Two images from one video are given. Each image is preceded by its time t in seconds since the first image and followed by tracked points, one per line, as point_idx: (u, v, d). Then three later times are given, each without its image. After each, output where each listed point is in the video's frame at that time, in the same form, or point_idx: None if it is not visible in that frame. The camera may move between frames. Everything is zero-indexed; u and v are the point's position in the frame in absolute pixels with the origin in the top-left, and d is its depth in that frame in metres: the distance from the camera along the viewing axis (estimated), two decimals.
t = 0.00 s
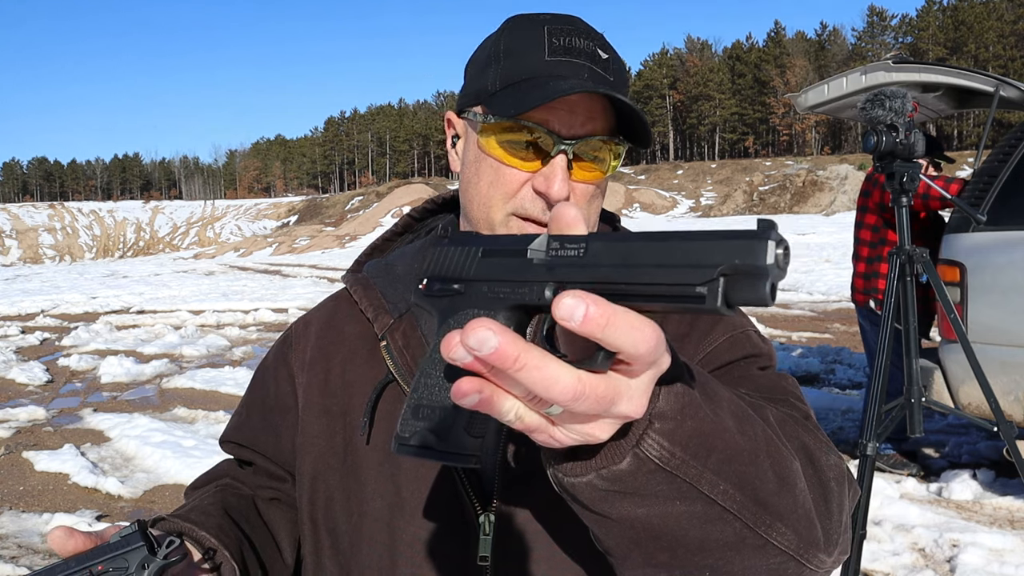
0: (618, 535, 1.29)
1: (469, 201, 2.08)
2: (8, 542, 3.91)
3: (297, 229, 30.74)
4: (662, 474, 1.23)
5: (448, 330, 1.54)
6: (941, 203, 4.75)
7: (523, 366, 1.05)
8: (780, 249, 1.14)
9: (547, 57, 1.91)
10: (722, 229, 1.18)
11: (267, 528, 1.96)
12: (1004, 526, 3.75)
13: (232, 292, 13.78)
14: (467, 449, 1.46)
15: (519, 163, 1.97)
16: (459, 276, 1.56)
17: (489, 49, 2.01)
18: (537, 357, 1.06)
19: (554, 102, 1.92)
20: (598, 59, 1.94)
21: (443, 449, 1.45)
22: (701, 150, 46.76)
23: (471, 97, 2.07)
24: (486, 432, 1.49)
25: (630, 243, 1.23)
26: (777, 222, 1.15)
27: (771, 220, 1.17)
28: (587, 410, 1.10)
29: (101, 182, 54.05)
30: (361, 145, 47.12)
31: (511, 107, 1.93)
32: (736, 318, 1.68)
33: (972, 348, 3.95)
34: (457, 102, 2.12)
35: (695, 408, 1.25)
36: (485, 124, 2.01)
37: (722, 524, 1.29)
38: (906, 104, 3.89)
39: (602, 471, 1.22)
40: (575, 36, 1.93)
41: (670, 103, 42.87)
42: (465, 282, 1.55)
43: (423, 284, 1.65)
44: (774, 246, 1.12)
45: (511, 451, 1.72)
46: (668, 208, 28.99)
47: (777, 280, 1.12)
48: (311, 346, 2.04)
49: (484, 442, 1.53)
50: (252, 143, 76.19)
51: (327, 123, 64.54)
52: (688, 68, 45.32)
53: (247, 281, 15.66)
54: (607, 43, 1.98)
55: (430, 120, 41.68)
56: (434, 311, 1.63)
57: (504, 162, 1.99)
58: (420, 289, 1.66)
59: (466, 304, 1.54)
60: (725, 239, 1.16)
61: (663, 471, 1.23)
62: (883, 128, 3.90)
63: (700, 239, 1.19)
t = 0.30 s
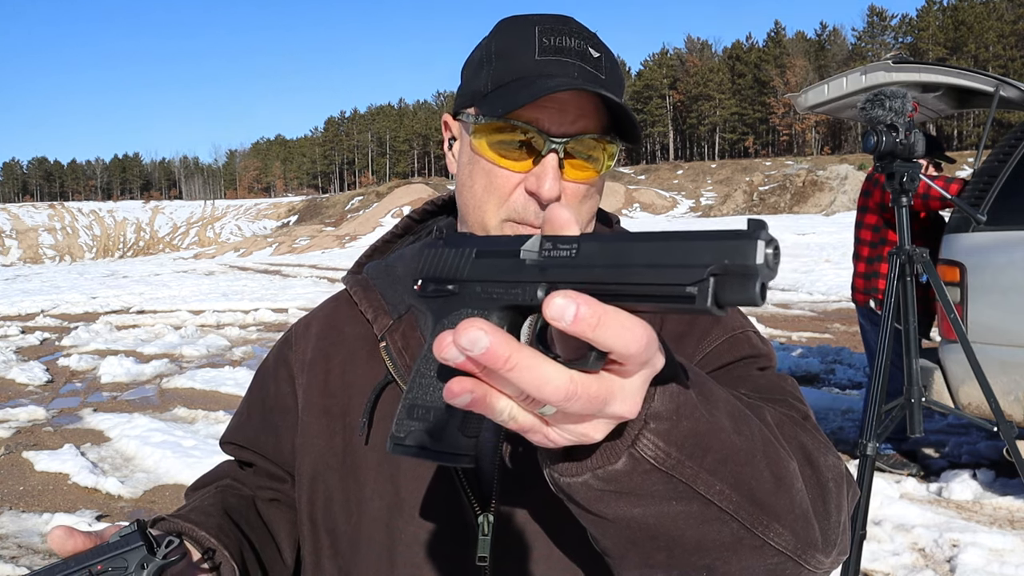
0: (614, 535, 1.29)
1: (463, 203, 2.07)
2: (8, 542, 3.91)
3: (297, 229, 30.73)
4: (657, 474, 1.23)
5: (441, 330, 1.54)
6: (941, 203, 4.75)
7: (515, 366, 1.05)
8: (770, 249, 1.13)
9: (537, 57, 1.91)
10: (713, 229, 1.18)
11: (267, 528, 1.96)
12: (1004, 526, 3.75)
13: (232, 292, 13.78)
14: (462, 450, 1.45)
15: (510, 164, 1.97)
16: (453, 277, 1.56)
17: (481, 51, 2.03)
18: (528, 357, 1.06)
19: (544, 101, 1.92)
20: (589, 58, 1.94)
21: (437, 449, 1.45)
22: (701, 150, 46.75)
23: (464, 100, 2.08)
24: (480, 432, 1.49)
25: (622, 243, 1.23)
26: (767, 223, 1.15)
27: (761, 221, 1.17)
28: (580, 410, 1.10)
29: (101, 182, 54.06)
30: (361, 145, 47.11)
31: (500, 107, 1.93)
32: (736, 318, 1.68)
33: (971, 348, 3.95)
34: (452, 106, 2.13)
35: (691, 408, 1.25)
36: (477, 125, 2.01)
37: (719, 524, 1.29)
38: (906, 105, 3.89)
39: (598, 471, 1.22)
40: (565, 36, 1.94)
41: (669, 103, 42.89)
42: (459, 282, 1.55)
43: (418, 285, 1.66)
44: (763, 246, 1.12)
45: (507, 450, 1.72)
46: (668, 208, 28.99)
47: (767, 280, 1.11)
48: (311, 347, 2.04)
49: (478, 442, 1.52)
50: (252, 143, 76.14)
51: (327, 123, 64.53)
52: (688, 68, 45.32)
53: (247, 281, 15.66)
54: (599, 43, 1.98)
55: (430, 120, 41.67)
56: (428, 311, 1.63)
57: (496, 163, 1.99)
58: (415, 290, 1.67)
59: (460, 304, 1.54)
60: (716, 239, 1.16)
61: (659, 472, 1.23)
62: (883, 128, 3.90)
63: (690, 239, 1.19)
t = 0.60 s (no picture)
0: (612, 538, 1.29)
1: (464, 202, 2.07)
2: (8, 542, 3.91)
3: (297, 229, 30.73)
4: (654, 477, 1.23)
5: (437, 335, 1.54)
6: (941, 203, 4.75)
7: (510, 371, 1.06)
8: (767, 255, 1.12)
9: (539, 56, 1.90)
10: (710, 234, 1.17)
11: (267, 530, 1.96)
12: (1004, 526, 3.75)
13: (232, 292, 13.79)
14: (457, 454, 1.45)
15: (513, 163, 1.97)
16: (449, 281, 1.56)
17: (481, 50, 2.02)
18: (524, 363, 1.07)
19: (547, 100, 1.92)
20: (591, 56, 1.93)
21: (432, 454, 1.45)
22: (701, 150, 46.75)
23: (464, 99, 2.07)
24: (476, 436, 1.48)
25: (617, 248, 1.23)
26: (765, 227, 1.14)
27: (759, 225, 1.16)
28: (577, 416, 1.11)
29: (101, 182, 54.07)
30: (361, 145, 47.11)
31: (502, 106, 1.93)
32: (735, 319, 1.68)
33: (972, 348, 3.95)
34: (451, 104, 2.13)
35: (688, 411, 1.25)
36: (479, 125, 2.00)
37: (716, 527, 1.29)
38: (906, 105, 3.90)
39: (595, 475, 1.22)
40: (567, 34, 1.93)
41: (669, 103, 42.88)
42: (455, 286, 1.55)
43: (414, 288, 1.65)
44: (760, 252, 1.11)
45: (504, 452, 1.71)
46: (668, 208, 28.99)
47: (764, 287, 1.10)
48: (310, 347, 2.04)
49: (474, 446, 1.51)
50: (252, 143, 76.07)
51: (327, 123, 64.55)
52: (688, 68, 45.32)
53: (247, 281, 15.66)
54: (600, 41, 1.97)
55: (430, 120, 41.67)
56: (424, 315, 1.63)
57: (498, 163, 1.99)
58: (411, 293, 1.67)
59: (457, 308, 1.54)
60: (712, 245, 1.15)
61: (656, 475, 1.23)
62: (883, 128, 3.90)
63: (686, 243, 1.18)
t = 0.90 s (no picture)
0: (609, 540, 1.29)
1: (463, 199, 2.09)
2: (8, 542, 3.91)
3: (297, 229, 30.73)
4: (651, 479, 1.23)
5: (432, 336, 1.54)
6: (941, 202, 4.75)
7: (503, 373, 1.06)
8: (762, 254, 1.12)
9: (536, 51, 1.90)
10: (704, 233, 1.17)
11: (265, 532, 1.96)
12: (1004, 526, 3.75)
13: (232, 292, 13.79)
14: (453, 456, 1.46)
15: (511, 159, 1.98)
16: (444, 282, 1.57)
17: (479, 49, 2.03)
18: (517, 364, 1.07)
19: (545, 95, 1.92)
20: (589, 53, 1.93)
21: (428, 455, 1.45)
22: (701, 150, 46.77)
23: (464, 97, 2.07)
24: (471, 437, 1.50)
25: (610, 248, 1.23)
26: (759, 227, 1.14)
27: (753, 225, 1.16)
28: (571, 417, 1.11)
29: (101, 182, 54.06)
30: (361, 146, 47.10)
31: (500, 101, 1.93)
32: (736, 320, 1.68)
33: (971, 348, 3.95)
34: (450, 101, 2.12)
35: (686, 413, 1.25)
36: (477, 122, 2.01)
37: (714, 530, 1.29)
38: (905, 105, 3.90)
39: (592, 477, 1.22)
40: (565, 31, 1.92)
41: (670, 103, 42.86)
42: (450, 287, 1.55)
43: (409, 289, 1.65)
44: (754, 251, 1.11)
45: (500, 453, 1.72)
46: (668, 207, 28.99)
47: (758, 288, 1.11)
48: (309, 348, 2.04)
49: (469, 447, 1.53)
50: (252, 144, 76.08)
51: (327, 123, 64.54)
52: (688, 68, 45.31)
53: (247, 281, 15.66)
54: (599, 40, 1.97)
55: (430, 120, 41.66)
56: (419, 316, 1.62)
57: (496, 159, 2.00)
58: (406, 294, 1.66)
59: (451, 309, 1.54)
60: (705, 245, 1.15)
61: (654, 477, 1.23)
62: (883, 128, 3.90)
63: (680, 243, 1.18)
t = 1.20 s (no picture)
0: (613, 542, 1.29)
1: (457, 202, 2.08)
2: (8, 542, 3.91)
3: (297, 229, 30.72)
4: (655, 482, 1.23)
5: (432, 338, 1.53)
6: (941, 203, 4.75)
7: (501, 375, 1.06)
8: (761, 255, 1.12)
9: (524, 50, 1.91)
10: (702, 236, 1.17)
11: (265, 534, 1.96)
12: (1004, 526, 3.75)
13: (232, 292, 13.79)
14: (453, 458, 1.47)
15: (502, 159, 1.97)
16: (444, 284, 1.56)
17: (469, 49, 2.04)
18: (515, 366, 1.07)
19: (531, 94, 1.92)
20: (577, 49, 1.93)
21: (429, 458, 1.45)
22: (701, 150, 46.77)
23: (454, 99, 2.08)
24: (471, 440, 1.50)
25: (610, 250, 1.23)
26: (757, 228, 1.13)
27: (752, 226, 1.15)
28: (571, 419, 1.10)
29: (101, 182, 54.08)
30: (361, 145, 47.09)
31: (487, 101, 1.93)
32: (737, 321, 1.68)
33: (971, 348, 3.95)
34: (443, 104, 2.13)
35: (689, 415, 1.25)
36: (467, 123, 2.00)
37: (718, 532, 1.29)
38: (906, 105, 3.90)
39: (595, 479, 1.22)
40: (552, 29, 1.94)
41: (670, 103, 42.76)
42: (450, 289, 1.55)
43: (410, 291, 1.65)
44: (753, 253, 1.11)
45: (501, 454, 1.72)
46: (668, 208, 28.99)
47: (756, 289, 1.10)
48: (308, 349, 2.04)
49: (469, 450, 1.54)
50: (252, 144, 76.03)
51: (327, 123, 64.57)
52: (688, 68, 45.30)
53: (247, 281, 15.66)
54: (588, 36, 1.97)
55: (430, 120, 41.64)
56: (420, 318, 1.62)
57: (487, 159, 1.98)
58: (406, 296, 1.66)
59: (451, 311, 1.54)
60: (705, 247, 1.15)
61: (658, 479, 1.23)
62: (883, 128, 3.90)
63: (678, 245, 1.19)
